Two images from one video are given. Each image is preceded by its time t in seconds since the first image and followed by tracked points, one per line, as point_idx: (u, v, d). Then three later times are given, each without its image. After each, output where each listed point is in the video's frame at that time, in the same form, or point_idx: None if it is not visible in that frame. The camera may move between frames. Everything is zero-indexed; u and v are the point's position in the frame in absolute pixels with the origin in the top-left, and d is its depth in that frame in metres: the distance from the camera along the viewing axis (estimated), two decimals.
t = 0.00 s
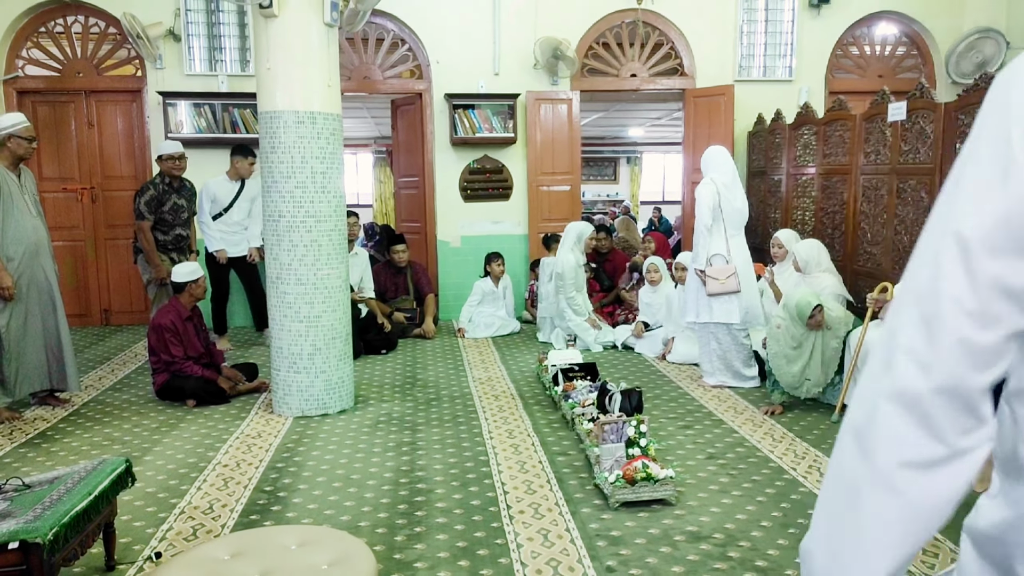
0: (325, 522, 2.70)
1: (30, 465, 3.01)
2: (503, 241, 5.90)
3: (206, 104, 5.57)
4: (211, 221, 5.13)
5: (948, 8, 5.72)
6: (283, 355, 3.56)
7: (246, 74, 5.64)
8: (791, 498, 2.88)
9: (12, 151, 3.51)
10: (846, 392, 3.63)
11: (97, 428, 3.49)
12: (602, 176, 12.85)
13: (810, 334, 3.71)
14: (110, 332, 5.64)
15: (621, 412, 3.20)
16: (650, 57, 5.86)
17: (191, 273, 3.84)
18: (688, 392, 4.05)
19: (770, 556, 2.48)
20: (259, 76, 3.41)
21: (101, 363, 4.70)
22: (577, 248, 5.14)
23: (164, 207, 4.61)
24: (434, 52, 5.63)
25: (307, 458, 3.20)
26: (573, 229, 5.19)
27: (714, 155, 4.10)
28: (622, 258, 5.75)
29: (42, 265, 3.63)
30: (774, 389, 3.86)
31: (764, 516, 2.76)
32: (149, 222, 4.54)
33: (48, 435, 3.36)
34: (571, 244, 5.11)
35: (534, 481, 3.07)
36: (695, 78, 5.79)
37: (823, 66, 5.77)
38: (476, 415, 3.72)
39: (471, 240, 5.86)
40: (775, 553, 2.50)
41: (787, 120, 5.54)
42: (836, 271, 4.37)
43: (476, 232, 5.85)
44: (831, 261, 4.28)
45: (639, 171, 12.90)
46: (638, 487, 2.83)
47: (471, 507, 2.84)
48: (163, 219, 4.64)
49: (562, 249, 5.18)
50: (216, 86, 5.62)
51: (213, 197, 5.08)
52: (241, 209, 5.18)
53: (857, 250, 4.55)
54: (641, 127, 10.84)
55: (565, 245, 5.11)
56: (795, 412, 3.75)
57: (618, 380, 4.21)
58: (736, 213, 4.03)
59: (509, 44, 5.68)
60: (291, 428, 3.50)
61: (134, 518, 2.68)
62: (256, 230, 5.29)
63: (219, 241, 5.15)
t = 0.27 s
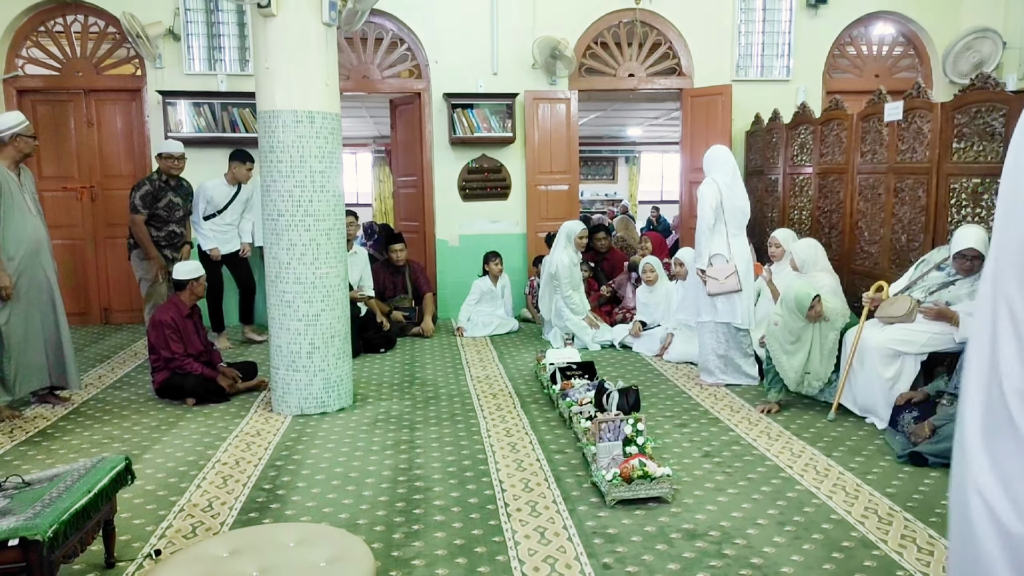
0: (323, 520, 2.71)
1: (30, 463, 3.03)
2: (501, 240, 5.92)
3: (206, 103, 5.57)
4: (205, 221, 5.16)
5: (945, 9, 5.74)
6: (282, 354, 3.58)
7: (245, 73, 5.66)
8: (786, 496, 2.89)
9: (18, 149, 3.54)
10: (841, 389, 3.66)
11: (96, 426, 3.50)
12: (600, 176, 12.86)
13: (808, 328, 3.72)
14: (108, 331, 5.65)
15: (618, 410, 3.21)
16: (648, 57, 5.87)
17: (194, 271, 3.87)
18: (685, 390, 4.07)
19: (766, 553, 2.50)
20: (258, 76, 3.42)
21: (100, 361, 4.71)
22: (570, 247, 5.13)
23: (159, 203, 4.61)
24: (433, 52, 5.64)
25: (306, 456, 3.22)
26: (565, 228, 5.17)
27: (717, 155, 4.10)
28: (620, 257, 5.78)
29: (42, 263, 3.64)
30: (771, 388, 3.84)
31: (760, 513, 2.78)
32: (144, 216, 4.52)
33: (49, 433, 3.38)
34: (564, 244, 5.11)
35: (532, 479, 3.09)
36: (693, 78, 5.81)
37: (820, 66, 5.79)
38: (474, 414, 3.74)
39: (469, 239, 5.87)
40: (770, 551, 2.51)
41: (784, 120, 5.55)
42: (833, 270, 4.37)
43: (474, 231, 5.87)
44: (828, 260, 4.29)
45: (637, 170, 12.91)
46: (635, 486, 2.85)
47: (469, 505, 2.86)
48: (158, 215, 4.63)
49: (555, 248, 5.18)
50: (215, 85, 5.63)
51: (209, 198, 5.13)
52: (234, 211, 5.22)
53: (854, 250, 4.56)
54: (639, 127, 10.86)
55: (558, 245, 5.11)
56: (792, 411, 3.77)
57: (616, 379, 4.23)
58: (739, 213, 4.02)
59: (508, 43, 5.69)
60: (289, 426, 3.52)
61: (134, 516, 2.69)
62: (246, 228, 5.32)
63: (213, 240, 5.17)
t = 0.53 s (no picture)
0: (323, 518, 2.71)
1: (30, 462, 3.03)
2: (502, 238, 5.91)
3: (205, 102, 5.57)
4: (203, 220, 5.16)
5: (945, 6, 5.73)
6: (282, 352, 3.58)
7: (244, 71, 5.65)
8: (787, 494, 2.89)
9: (19, 147, 3.55)
10: (841, 386, 3.66)
11: (96, 425, 3.50)
12: (600, 173, 12.85)
13: (812, 324, 3.73)
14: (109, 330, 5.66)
15: (618, 408, 3.21)
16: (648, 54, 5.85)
17: (194, 269, 3.89)
18: (685, 388, 4.07)
19: (766, 550, 2.50)
20: (257, 74, 3.42)
21: (100, 360, 4.71)
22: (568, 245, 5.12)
23: (152, 200, 4.52)
24: (432, 50, 5.63)
25: (306, 454, 3.22)
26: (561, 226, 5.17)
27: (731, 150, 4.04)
28: (620, 255, 5.75)
29: (41, 262, 3.64)
30: (773, 385, 3.85)
31: (760, 511, 2.77)
32: (137, 213, 4.44)
33: (48, 432, 3.38)
34: (561, 242, 5.11)
35: (532, 476, 3.08)
36: (693, 75, 5.80)
37: (820, 63, 5.78)
38: (474, 412, 3.74)
39: (469, 237, 5.87)
40: (770, 548, 2.51)
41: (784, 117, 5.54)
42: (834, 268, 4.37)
43: (474, 229, 5.86)
44: (828, 257, 4.28)
45: (637, 168, 12.89)
46: (635, 483, 2.84)
47: (469, 503, 2.86)
48: (150, 212, 4.55)
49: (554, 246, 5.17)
50: (214, 83, 5.63)
51: (211, 199, 5.15)
52: (235, 215, 5.24)
53: (854, 247, 4.55)
54: (639, 124, 10.84)
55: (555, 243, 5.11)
56: (792, 408, 3.77)
57: (616, 376, 4.23)
58: (751, 210, 3.97)
59: (507, 41, 5.68)
60: (289, 424, 3.51)
61: (134, 514, 2.69)
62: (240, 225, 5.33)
63: (211, 237, 5.17)
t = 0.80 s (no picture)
0: (322, 518, 2.68)
1: (26, 460, 3.00)
2: (504, 236, 5.88)
3: (205, 97, 5.55)
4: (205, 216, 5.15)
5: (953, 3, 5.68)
6: (282, 350, 3.55)
7: (245, 67, 5.62)
8: (791, 496, 2.85)
9: (17, 142, 3.53)
10: (847, 390, 3.60)
11: (94, 423, 3.47)
12: (604, 172, 12.80)
13: (819, 325, 3.69)
14: (109, 327, 5.63)
15: (621, 408, 3.18)
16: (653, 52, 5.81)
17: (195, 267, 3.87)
18: (689, 388, 4.03)
19: (770, 552, 2.46)
20: (257, 70, 3.39)
21: (99, 357, 4.68)
22: (572, 243, 5.10)
23: (139, 197, 4.46)
24: (435, 46, 5.60)
25: (305, 454, 3.19)
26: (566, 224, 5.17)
27: (750, 148, 3.99)
28: (623, 254, 5.71)
29: (39, 259, 3.62)
30: (779, 385, 3.81)
31: (764, 513, 2.74)
32: (125, 212, 4.40)
33: (45, 430, 3.35)
34: (565, 240, 5.09)
35: (534, 477, 3.05)
36: (698, 72, 5.75)
37: (827, 61, 5.73)
38: (476, 412, 3.71)
39: (472, 236, 5.83)
40: (774, 550, 2.47)
41: (790, 115, 5.50)
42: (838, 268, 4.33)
43: (476, 227, 5.83)
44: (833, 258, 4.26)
45: (641, 166, 12.83)
46: (638, 484, 2.81)
47: (470, 503, 2.82)
48: (139, 210, 4.48)
49: (559, 245, 5.15)
50: (215, 79, 5.60)
51: (221, 201, 5.10)
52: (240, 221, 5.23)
53: (860, 246, 4.51)
54: (643, 122, 10.79)
55: (561, 242, 5.09)
56: (797, 409, 3.73)
57: (619, 376, 4.19)
58: (767, 210, 3.94)
59: (511, 38, 5.65)
60: (289, 423, 3.49)
61: (131, 513, 2.67)
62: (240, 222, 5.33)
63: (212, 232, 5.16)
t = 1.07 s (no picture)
0: (321, 515, 2.68)
1: (25, 457, 3.00)
2: (504, 234, 5.87)
3: (205, 94, 5.54)
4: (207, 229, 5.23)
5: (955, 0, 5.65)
6: (281, 347, 3.55)
7: (245, 63, 5.62)
8: (790, 493, 2.85)
9: (16, 138, 3.53)
10: (847, 388, 3.59)
11: (93, 420, 3.48)
12: (605, 169, 12.77)
13: (818, 324, 3.69)
14: (108, 323, 5.63)
15: (620, 406, 3.18)
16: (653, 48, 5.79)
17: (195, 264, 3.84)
18: (688, 386, 4.03)
19: (769, 550, 2.46)
20: (256, 66, 3.38)
21: (98, 354, 4.68)
22: (573, 241, 5.10)
23: (129, 195, 4.45)
24: (435, 43, 5.59)
25: (304, 451, 3.19)
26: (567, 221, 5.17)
27: (760, 146, 3.94)
28: (624, 252, 5.70)
29: (38, 256, 3.62)
30: (780, 382, 3.84)
31: (763, 510, 2.74)
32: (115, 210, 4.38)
33: (44, 427, 3.35)
34: (566, 237, 5.09)
35: (533, 474, 3.05)
36: (699, 70, 5.74)
37: (828, 58, 5.71)
38: (475, 409, 3.71)
39: (472, 233, 5.83)
40: (773, 548, 2.47)
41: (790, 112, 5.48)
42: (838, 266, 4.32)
43: (476, 224, 5.83)
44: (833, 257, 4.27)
45: (642, 164, 12.80)
46: (637, 482, 2.81)
47: (469, 500, 2.82)
48: (130, 207, 4.47)
49: (560, 242, 5.14)
50: (214, 76, 5.60)
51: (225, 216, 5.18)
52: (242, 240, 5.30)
53: (861, 244, 4.50)
54: (644, 120, 10.76)
55: (562, 239, 5.10)
56: (797, 407, 3.72)
57: (619, 374, 4.19)
58: (774, 209, 3.90)
59: (512, 35, 5.64)
60: (289, 420, 3.49)
61: (130, 510, 2.67)
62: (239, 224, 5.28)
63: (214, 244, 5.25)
